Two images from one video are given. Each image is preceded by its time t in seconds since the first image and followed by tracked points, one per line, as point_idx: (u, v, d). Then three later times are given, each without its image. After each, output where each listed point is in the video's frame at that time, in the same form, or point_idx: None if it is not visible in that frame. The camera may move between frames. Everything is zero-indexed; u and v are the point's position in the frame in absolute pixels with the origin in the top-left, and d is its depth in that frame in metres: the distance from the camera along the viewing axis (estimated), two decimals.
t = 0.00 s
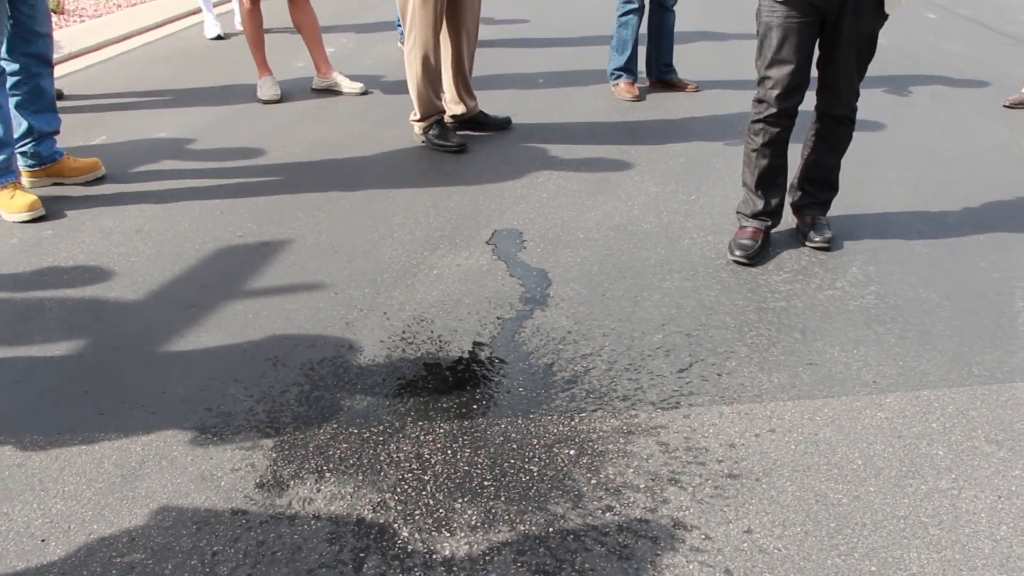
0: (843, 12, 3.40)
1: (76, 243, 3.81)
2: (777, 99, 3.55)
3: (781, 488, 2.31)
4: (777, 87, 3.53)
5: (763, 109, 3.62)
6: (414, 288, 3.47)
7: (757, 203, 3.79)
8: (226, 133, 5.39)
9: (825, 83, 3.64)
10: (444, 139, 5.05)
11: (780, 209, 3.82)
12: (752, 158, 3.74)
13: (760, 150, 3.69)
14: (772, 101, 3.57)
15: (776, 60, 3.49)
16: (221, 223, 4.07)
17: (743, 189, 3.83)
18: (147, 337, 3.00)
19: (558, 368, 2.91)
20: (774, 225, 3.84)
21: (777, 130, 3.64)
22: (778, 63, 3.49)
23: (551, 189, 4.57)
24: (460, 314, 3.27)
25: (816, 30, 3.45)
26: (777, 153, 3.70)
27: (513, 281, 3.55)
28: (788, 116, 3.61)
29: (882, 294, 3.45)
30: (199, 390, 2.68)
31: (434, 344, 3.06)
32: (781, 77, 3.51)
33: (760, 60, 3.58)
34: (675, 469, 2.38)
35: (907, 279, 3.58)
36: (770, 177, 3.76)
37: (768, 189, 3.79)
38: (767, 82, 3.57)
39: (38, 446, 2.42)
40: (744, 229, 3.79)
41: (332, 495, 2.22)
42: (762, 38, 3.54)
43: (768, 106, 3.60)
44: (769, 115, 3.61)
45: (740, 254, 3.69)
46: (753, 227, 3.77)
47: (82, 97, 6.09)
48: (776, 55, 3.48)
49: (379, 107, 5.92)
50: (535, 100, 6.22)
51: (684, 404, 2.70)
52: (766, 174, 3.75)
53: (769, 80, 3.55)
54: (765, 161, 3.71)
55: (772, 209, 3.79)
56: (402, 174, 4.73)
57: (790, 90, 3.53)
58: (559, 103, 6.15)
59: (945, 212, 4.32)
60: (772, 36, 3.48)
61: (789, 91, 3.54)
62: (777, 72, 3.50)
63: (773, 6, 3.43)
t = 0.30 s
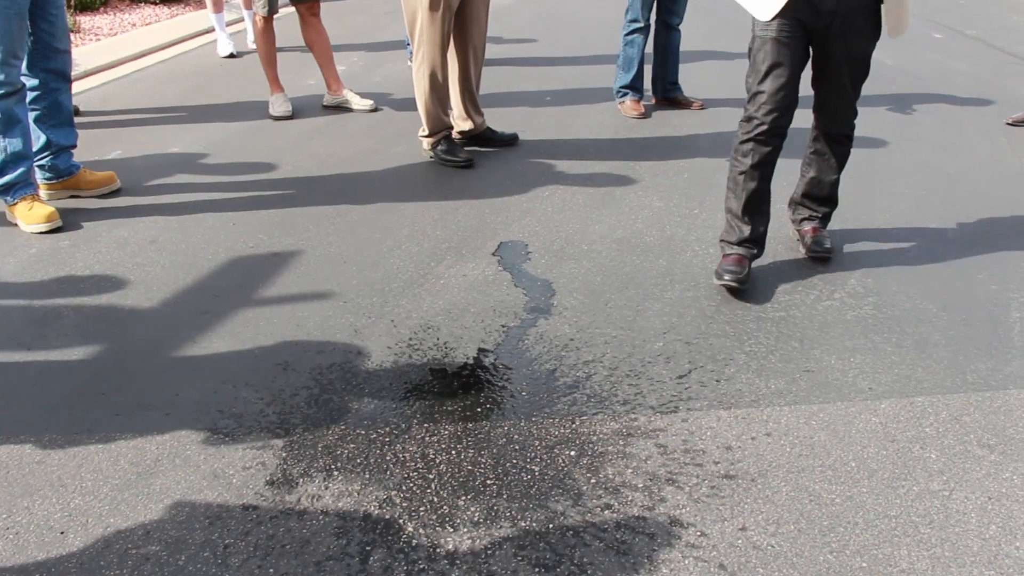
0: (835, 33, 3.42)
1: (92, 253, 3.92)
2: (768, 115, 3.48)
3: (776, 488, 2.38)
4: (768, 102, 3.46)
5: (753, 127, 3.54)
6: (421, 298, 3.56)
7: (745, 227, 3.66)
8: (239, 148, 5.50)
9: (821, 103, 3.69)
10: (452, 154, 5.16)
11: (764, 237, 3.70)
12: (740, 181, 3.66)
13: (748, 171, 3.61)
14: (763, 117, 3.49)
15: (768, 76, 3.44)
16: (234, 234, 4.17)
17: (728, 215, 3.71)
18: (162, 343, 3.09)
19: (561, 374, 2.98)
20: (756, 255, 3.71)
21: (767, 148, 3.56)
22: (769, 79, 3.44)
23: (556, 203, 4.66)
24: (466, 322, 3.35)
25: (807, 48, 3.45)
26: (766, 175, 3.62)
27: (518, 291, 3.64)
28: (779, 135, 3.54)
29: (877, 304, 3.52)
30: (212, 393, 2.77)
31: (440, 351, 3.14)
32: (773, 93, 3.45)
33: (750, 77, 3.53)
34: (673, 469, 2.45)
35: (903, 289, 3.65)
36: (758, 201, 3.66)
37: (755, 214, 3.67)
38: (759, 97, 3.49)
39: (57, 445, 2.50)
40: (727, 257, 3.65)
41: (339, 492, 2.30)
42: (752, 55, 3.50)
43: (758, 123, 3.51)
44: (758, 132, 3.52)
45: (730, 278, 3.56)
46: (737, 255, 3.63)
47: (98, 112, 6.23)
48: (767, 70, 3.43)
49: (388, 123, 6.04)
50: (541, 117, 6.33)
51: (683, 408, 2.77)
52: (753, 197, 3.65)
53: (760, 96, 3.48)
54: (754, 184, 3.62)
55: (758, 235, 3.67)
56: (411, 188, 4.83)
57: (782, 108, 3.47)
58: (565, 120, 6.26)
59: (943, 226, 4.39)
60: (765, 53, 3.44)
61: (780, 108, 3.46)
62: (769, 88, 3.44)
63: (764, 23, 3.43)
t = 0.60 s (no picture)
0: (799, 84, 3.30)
1: (106, 266, 4.02)
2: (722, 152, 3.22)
3: (771, 491, 2.45)
4: (723, 139, 3.23)
5: (705, 165, 3.26)
6: (427, 309, 3.64)
7: (683, 270, 3.24)
8: (248, 165, 5.62)
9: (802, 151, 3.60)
10: (457, 171, 5.26)
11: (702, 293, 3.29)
12: (685, 222, 3.27)
13: (697, 209, 3.25)
14: (717, 155, 3.24)
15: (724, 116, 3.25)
16: (244, 248, 4.27)
17: (665, 257, 3.29)
18: (174, 352, 3.18)
19: (563, 383, 3.06)
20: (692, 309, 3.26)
21: (718, 187, 3.24)
22: (725, 118, 3.25)
23: (559, 218, 4.75)
24: (470, 333, 3.44)
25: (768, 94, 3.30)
26: (715, 220, 3.27)
27: (521, 303, 3.72)
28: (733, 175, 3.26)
29: (873, 315, 3.59)
30: (223, 400, 2.85)
31: (445, 360, 3.22)
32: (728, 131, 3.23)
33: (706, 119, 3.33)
34: (670, 473, 2.52)
35: (899, 301, 3.72)
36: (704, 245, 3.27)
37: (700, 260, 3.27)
38: (714, 135, 3.26)
39: (74, 449, 2.59)
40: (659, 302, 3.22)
41: (347, 494, 2.37)
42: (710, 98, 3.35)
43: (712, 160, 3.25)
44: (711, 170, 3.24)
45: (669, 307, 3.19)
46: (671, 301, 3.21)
47: (112, 130, 6.37)
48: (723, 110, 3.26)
49: (395, 140, 6.15)
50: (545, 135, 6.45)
51: (681, 416, 2.84)
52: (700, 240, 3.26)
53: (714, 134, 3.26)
54: (700, 225, 3.25)
55: (697, 283, 3.26)
56: (416, 204, 4.93)
57: (737, 146, 3.23)
58: (569, 137, 6.37)
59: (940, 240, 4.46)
60: (723, 93, 3.29)
61: (736, 146, 3.23)
62: (724, 127, 3.23)
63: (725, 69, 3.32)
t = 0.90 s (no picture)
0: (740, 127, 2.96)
1: (111, 284, 4.09)
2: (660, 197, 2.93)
3: (762, 500, 2.51)
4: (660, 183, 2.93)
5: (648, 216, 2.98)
6: (425, 326, 3.71)
7: (655, 328, 3.12)
8: (250, 185, 5.71)
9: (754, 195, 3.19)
10: (455, 191, 5.36)
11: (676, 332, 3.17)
12: (641, 276, 3.06)
13: (649, 265, 3.02)
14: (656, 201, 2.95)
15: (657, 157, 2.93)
16: (246, 267, 4.35)
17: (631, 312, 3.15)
18: (179, 367, 3.25)
19: (559, 397, 3.12)
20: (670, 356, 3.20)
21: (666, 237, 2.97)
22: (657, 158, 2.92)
23: (555, 237, 4.84)
24: (469, 349, 3.51)
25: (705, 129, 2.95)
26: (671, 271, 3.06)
27: (517, 320, 3.79)
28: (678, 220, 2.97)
29: (862, 330, 3.67)
30: (227, 414, 2.92)
31: (444, 376, 3.29)
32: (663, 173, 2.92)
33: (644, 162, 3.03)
34: (664, 483, 2.59)
35: (887, 317, 3.80)
36: (665, 298, 3.10)
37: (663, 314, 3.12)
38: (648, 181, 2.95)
39: (82, 461, 2.65)
40: (634, 362, 3.13)
41: (349, 504, 2.44)
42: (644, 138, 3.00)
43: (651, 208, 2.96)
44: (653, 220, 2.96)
45: (637, 394, 3.04)
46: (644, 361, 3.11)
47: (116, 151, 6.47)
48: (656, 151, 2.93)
49: (394, 161, 6.25)
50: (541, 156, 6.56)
51: (675, 428, 2.91)
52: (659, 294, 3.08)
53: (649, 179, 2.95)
54: (657, 280, 3.04)
55: (669, 334, 3.15)
56: (415, 224, 5.01)
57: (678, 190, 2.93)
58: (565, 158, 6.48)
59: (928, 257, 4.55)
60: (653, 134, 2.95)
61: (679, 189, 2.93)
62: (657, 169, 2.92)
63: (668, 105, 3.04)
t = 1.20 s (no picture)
0: (719, 127, 2.99)
1: (110, 300, 4.15)
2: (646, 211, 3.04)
3: (752, 506, 2.59)
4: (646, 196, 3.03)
5: (637, 228, 3.10)
6: (422, 341, 3.78)
7: (648, 341, 3.21)
8: (245, 203, 5.78)
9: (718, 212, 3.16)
10: (448, 210, 5.45)
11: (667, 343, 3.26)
12: (633, 291, 3.15)
13: (640, 279, 3.13)
14: (644, 215, 3.06)
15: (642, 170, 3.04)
16: (243, 283, 4.41)
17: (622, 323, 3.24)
18: (180, 380, 3.31)
19: (554, 409, 3.20)
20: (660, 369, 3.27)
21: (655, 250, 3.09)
22: (642, 172, 3.03)
23: (547, 255, 4.93)
24: (465, 362, 3.58)
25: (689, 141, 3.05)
26: (662, 281, 3.16)
27: (511, 334, 3.87)
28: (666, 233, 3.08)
29: (846, 344, 3.76)
30: (229, 425, 2.98)
31: (441, 388, 3.36)
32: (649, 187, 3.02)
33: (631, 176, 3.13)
34: (657, 490, 2.66)
35: (870, 331, 3.90)
36: (655, 310, 3.20)
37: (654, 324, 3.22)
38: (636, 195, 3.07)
39: (88, 471, 2.70)
40: (627, 373, 3.21)
41: (352, 511, 2.50)
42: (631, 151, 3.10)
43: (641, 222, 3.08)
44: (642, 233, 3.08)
45: (629, 404, 3.12)
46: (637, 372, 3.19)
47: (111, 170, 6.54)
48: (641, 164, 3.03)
49: (387, 181, 6.34)
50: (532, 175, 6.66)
51: (667, 438, 2.99)
52: (651, 305, 3.18)
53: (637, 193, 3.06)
54: (647, 294, 3.14)
55: (660, 346, 3.24)
56: (409, 242, 5.10)
57: (664, 203, 3.03)
58: (556, 178, 6.59)
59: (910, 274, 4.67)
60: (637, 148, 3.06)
61: (664, 202, 3.03)
62: (643, 183, 3.03)
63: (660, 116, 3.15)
